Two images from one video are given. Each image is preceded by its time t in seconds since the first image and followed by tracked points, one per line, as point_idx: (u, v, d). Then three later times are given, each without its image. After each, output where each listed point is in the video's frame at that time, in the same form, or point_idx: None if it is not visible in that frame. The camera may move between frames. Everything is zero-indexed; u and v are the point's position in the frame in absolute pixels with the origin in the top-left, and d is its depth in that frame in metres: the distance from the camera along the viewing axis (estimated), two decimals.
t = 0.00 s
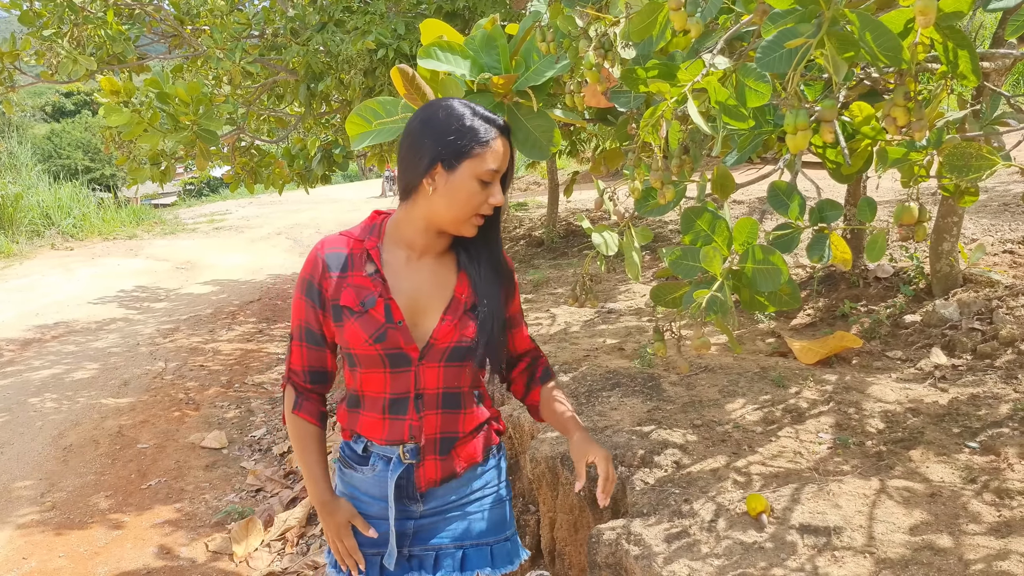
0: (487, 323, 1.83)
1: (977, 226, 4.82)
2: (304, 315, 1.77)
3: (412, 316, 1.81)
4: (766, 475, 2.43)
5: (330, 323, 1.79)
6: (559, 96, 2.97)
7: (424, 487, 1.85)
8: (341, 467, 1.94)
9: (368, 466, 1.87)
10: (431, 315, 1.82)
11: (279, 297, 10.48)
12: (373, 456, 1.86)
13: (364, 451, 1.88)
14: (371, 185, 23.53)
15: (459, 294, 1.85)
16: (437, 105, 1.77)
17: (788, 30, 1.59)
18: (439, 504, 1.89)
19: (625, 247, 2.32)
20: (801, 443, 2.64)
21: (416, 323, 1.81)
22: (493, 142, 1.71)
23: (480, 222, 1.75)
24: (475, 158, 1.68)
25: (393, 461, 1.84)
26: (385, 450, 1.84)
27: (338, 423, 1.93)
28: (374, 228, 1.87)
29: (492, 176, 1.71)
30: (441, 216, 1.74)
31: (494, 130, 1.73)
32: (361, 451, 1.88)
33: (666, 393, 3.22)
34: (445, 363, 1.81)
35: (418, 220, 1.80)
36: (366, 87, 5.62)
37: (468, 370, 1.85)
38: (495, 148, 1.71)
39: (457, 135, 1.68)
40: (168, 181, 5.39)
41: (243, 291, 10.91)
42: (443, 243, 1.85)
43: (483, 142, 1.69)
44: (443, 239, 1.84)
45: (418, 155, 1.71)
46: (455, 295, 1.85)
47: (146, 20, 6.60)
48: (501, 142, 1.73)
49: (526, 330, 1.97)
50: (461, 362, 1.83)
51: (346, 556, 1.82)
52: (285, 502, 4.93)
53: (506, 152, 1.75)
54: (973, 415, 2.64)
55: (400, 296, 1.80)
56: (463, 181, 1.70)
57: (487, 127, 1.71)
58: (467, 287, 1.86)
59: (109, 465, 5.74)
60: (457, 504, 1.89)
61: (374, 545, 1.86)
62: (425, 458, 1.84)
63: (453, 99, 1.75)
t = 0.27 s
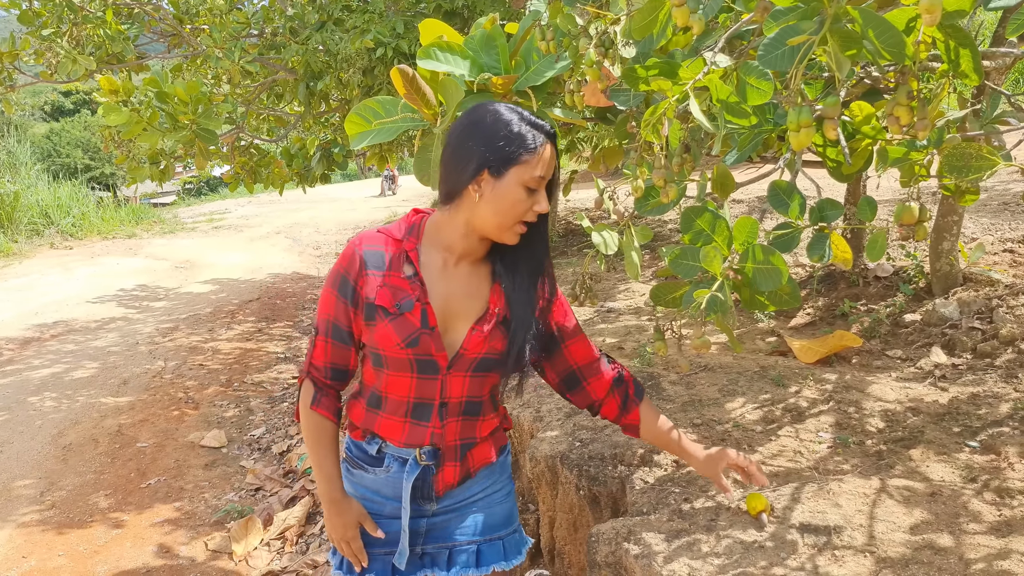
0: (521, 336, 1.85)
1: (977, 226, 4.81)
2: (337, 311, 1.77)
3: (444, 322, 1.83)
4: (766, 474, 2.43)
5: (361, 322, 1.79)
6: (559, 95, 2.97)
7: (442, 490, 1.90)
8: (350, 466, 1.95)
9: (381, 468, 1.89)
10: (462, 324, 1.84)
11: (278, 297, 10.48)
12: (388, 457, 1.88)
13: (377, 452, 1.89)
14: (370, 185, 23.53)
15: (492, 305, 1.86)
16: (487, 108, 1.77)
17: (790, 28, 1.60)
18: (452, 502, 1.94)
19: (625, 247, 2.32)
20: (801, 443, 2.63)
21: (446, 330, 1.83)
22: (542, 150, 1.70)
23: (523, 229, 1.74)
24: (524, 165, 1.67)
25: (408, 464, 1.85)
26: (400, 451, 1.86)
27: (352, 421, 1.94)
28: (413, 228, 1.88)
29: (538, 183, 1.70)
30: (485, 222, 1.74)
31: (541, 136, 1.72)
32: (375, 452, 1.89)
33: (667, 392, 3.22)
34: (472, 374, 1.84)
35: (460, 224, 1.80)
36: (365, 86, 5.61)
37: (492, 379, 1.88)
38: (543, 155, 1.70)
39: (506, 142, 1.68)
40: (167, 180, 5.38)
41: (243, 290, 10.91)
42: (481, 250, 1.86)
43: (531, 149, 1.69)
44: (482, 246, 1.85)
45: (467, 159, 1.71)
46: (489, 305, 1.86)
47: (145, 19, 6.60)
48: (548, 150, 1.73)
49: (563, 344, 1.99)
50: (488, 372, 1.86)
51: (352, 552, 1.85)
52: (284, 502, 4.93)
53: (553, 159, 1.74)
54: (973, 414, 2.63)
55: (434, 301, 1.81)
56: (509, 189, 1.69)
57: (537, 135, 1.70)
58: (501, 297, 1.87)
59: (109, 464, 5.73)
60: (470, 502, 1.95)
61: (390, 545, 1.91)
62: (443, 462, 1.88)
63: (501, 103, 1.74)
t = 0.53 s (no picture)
0: (541, 343, 1.85)
1: (979, 226, 4.80)
2: (359, 313, 1.75)
3: (465, 326, 1.82)
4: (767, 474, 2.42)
5: (382, 324, 1.78)
6: (560, 94, 2.97)
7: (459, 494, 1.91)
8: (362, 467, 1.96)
9: (393, 469, 1.90)
10: (482, 329, 1.84)
11: (279, 295, 10.48)
12: (401, 459, 1.88)
13: (391, 453, 1.89)
14: (371, 183, 23.53)
15: (512, 310, 1.87)
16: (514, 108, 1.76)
17: (794, 28, 1.59)
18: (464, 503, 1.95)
19: (627, 246, 2.31)
20: (803, 443, 2.63)
21: (467, 335, 1.83)
22: (569, 153, 1.69)
23: (548, 232, 1.74)
24: (551, 167, 1.67)
25: (422, 466, 1.87)
26: (414, 453, 1.87)
27: (367, 421, 1.92)
28: (436, 229, 1.87)
29: (564, 186, 1.70)
30: (511, 225, 1.73)
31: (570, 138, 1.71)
32: (388, 454, 1.90)
33: (668, 392, 3.21)
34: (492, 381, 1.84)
35: (484, 227, 1.79)
36: (366, 85, 5.61)
37: (510, 384, 1.89)
38: (569, 158, 1.69)
39: (533, 143, 1.67)
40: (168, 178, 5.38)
41: (243, 289, 10.90)
42: (503, 253, 1.85)
43: (558, 151, 1.68)
44: (505, 249, 1.84)
45: (493, 160, 1.70)
46: (510, 310, 1.86)
47: (146, 17, 6.60)
48: (575, 153, 1.72)
49: (581, 349, 1.99)
50: (507, 378, 1.86)
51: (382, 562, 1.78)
52: (284, 500, 4.93)
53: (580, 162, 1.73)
54: (976, 415, 2.63)
55: (456, 305, 1.81)
56: (536, 191, 1.68)
57: (563, 137, 1.70)
58: (522, 303, 1.87)
59: (109, 462, 5.73)
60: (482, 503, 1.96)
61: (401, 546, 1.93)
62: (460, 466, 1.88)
63: (527, 105, 1.74)
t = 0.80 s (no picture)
0: (547, 339, 1.85)
1: (981, 225, 4.79)
2: (363, 311, 1.74)
3: (471, 323, 1.82)
4: (769, 473, 2.41)
5: (386, 323, 1.77)
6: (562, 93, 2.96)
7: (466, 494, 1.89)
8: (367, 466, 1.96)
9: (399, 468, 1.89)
10: (488, 326, 1.83)
11: (280, 294, 10.47)
12: (407, 458, 1.88)
13: (396, 453, 1.89)
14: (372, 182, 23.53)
15: (518, 306, 1.86)
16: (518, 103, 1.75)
17: (796, 25, 1.59)
18: (470, 505, 1.94)
19: (629, 244, 2.30)
20: (805, 442, 2.62)
21: (473, 332, 1.83)
22: (572, 150, 1.67)
23: (549, 229, 1.72)
24: (552, 163, 1.65)
25: (427, 465, 1.86)
26: (419, 453, 1.86)
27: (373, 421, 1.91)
28: (438, 227, 1.86)
29: (566, 183, 1.68)
30: (511, 221, 1.72)
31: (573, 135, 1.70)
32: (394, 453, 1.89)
33: (669, 391, 3.21)
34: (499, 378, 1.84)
35: (486, 223, 1.79)
36: (366, 83, 5.60)
37: (517, 382, 1.88)
38: (571, 156, 1.67)
39: (534, 139, 1.66)
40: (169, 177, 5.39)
41: (244, 288, 10.90)
42: (507, 249, 1.85)
43: (559, 147, 1.66)
44: (509, 245, 1.84)
45: (495, 154, 1.70)
46: (516, 307, 1.86)
47: (147, 15, 6.59)
48: (579, 150, 1.70)
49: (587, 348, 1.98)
50: (514, 375, 1.86)
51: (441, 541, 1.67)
52: (285, 499, 4.92)
53: (583, 160, 1.71)
54: (978, 414, 2.62)
55: (461, 302, 1.81)
56: (536, 187, 1.67)
57: (566, 134, 1.68)
58: (528, 299, 1.87)
59: (109, 461, 5.73)
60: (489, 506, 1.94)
61: (405, 546, 1.92)
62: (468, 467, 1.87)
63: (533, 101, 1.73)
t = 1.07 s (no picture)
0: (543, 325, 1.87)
1: (981, 226, 4.78)
2: (368, 305, 1.68)
3: (466, 313, 1.81)
4: (770, 474, 2.40)
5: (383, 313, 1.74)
6: (563, 91, 2.95)
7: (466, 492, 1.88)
8: (366, 467, 1.93)
9: (399, 468, 1.87)
10: (481, 315, 1.82)
11: (278, 291, 10.44)
12: (406, 457, 1.86)
13: (395, 452, 1.87)
14: (371, 180, 23.51)
15: (511, 294, 1.86)
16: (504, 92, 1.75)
17: (802, 20, 1.60)
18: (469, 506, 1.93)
19: (630, 242, 2.28)
20: (806, 443, 2.61)
21: (469, 322, 1.81)
22: (545, 142, 1.64)
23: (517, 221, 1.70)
24: (521, 153, 1.64)
25: (428, 464, 1.85)
26: (419, 451, 1.85)
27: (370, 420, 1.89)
28: (427, 219, 1.84)
29: (536, 175, 1.65)
30: (481, 209, 1.72)
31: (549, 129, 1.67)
32: (393, 452, 1.87)
33: (669, 391, 3.20)
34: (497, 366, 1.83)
35: (466, 211, 1.79)
36: (366, 79, 5.59)
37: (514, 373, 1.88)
38: (543, 148, 1.64)
39: (507, 127, 1.66)
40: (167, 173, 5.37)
41: (242, 285, 10.88)
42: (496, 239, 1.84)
43: (530, 138, 1.64)
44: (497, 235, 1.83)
45: (471, 140, 1.71)
46: (507, 295, 1.86)
47: (145, 10, 6.56)
48: (554, 143, 1.66)
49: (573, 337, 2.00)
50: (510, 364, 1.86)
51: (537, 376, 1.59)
52: (282, 498, 4.90)
53: (559, 153, 1.67)
54: (980, 415, 2.60)
55: (456, 292, 1.79)
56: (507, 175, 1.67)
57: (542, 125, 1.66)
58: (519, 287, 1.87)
59: (106, 458, 5.71)
60: (488, 507, 1.94)
61: (405, 548, 1.90)
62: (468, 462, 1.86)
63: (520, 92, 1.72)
